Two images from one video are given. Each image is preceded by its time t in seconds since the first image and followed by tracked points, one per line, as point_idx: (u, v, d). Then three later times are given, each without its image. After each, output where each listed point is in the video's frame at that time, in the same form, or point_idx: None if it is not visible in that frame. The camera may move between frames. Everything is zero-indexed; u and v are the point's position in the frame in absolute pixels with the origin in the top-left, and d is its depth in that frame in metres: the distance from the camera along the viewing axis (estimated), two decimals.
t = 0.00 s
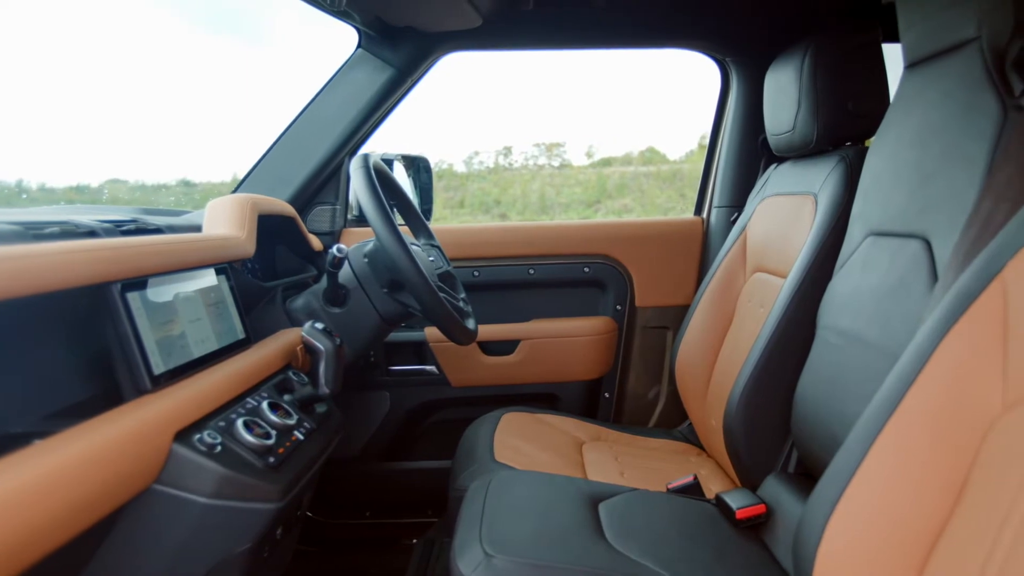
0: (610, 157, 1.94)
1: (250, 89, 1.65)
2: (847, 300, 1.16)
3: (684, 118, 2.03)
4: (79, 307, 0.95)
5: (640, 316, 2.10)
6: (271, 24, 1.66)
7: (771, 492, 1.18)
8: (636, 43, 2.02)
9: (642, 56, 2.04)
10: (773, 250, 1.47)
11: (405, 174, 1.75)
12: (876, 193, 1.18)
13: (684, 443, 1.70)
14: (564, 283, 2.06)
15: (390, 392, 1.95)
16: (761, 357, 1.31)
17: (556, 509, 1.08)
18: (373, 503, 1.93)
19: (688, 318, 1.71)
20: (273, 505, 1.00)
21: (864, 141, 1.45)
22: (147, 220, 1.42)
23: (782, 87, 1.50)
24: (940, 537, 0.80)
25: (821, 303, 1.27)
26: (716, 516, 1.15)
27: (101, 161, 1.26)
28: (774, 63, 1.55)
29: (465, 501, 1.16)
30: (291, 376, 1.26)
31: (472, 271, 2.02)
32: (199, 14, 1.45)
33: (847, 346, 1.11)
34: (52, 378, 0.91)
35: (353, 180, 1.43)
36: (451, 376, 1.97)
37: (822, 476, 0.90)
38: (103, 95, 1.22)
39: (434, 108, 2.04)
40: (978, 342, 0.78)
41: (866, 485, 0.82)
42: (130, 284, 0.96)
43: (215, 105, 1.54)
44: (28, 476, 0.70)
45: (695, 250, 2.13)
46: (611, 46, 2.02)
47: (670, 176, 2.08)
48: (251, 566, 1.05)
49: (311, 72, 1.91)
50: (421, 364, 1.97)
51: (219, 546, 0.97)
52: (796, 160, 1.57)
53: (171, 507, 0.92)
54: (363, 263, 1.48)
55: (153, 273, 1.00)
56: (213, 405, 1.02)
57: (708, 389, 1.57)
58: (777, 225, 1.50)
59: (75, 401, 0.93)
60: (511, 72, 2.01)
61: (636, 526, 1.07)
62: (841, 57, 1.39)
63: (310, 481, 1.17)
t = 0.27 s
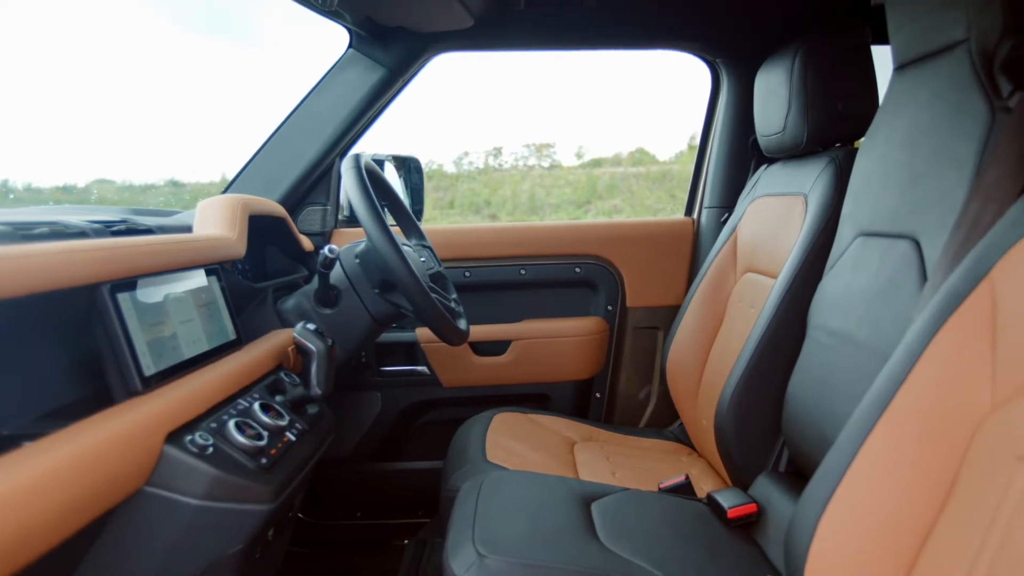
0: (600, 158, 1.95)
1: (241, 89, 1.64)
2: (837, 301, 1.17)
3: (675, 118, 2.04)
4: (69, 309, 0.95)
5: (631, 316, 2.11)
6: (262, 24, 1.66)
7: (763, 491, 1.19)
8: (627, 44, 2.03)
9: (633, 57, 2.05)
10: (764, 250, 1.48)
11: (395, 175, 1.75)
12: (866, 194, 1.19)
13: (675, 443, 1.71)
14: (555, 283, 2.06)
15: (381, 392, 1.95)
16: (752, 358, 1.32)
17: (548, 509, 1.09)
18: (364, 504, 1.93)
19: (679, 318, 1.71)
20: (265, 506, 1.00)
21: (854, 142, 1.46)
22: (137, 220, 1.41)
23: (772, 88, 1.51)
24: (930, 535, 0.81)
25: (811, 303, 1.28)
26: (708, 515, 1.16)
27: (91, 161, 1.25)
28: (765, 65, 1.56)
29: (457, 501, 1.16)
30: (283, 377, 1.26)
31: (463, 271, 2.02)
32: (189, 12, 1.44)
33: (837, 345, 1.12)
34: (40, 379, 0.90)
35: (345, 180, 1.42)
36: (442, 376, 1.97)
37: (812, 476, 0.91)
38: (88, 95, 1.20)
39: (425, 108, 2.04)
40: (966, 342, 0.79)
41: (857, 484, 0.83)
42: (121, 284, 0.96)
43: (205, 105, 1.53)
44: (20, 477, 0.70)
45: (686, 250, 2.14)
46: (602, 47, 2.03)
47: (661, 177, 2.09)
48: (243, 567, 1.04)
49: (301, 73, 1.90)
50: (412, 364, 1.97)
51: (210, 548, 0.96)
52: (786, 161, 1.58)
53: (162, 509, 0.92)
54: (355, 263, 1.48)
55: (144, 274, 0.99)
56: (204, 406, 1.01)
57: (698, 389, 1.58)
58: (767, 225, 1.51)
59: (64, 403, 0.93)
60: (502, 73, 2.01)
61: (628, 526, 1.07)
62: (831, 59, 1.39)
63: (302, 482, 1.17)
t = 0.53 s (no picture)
0: (587, 159, 1.95)
1: (230, 89, 1.64)
2: (825, 301, 1.18)
3: (663, 119, 2.05)
4: (58, 310, 0.94)
5: (620, 316, 2.12)
6: (251, 24, 1.65)
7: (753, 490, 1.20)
8: (616, 45, 2.03)
9: (622, 58, 2.06)
10: (753, 251, 1.49)
11: (385, 176, 1.74)
12: (854, 195, 1.20)
13: (665, 442, 1.72)
14: (545, 284, 2.07)
15: (371, 393, 1.95)
16: (741, 357, 1.33)
17: (539, 509, 1.09)
18: (354, 505, 1.92)
19: (668, 318, 1.72)
20: (256, 508, 1.00)
21: (841, 144, 1.47)
22: (125, 221, 1.40)
23: (761, 89, 1.52)
24: (917, 533, 0.82)
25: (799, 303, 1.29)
26: (699, 514, 1.17)
27: (79, 161, 1.24)
28: (753, 66, 1.57)
29: (448, 502, 1.16)
30: (273, 378, 1.25)
31: (453, 271, 2.03)
32: (177, 11, 1.43)
33: (826, 345, 1.13)
34: (28, 381, 0.89)
35: (335, 180, 1.42)
36: (432, 377, 1.97)
37: (802, 475, 0.91)
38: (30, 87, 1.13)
39: (414, 108, 2.03)
40: (953, 341, 0.80)
41: (846, 482, 0.84)
42: (110, 286, 0.95)
43: (194, 105, 1.53)
44: (11, 479, 0.69)
45: (675, 251, 2.15)
46: (591, 48, 2.03)
47: (648, 177, 2.09)
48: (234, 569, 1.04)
49: (290, 73, 1.89)
50: (402, 365, 1.97)
51: (199, 550, 0.96)
52: (774, 162, 1.59)
53: (152, 511, 0.91)
54: (345, 264, 1.48)
55: (133, 274, 0.99)
56: (195, 407, 1.01)
57: (688, 389, 1.58)
58: (756, 226, 1.52)
59: (53, 404, 0.92)
60: (491, 73, 2.01)
61: (619, 526, 1.07)
62: (819, 61, 1.41)
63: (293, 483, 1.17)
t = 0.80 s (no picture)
0: (576, 159, 1.96)
1: (219, 89, 1.63)
2: (814, 301, 1.19)
3: (652, 120, 2.06)
4: (46, 311, 0.94)
5: (610, 317, 2.13)
6: (240, 24, 1.65)
7: (742, 490, 1.21)
8: (605, 46, 2.04)
9: (611, 60, 2.07)
10: (742, 251, 1.50)
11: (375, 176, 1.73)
12: (842, 196, 1.21)
13: (655, 442, 1.73)
14: (535, 284, 2.07)
15: (361, 394, 1.94)
16: (731, 357, 1.33)
17: (531, 508, 1.09)
18: (344, 506, 1.91)
19: (658, 318, 1.73)
20: (246, 509, 0.99)
21: (829, 145, 1.49)
22: (113, 221, 1.39)
23: (749, 91, 1.53)
24: (906, 532, 0.83)
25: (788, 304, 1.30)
26: (689, 513, 1.17)
27: (66, 161, 1.23)
28: (741, 68, 1.59)
29: (440, 502, 1.16)
30: (263, 379, 1.25)
31: (443, 272, 2.02)
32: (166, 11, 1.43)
33: (815, 345, 1.14)
34: (17, 383, 0.89)
35: (325, 181, 1.42)
36: (422, 377, 1.97)
37: (793, 473, 0.91)
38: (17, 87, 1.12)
39: (403, 109, 2.03)
40: (941, 340, 0.81)
41: (836, 481, 0.84)
42: (99, 286, 0.95)
43: (182, 105, 1.52)
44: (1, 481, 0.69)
45: (664, 251, 2.16)
46: (581, 49, 2.04)
47: (636, 178, 2.10)
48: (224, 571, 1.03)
49: (279, 73, 1.89)
50: (392, 366, 1.96)
51: (190, 552, 0.95)
52: (763, 163, 1.60)
53: (142, 513, 0.91)
54: (335, 265, 1.48)
55: (122, 275, 0.98)
56: (185, 408, 1.01)
57: (677, 389, 1.59)
58: (745, 226, 1.53)
59: (42, 406, 0.92)
60: (481, 74, 2.01)
61: (610, 525, 1.08)
62: (807, 63, 1.42)
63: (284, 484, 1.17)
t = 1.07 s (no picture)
0: (566, 160, 1.96)
1: (208, 89, 1.63)
2: (804, 301, 1.20)
3: (642, 121, 2.07)
4: (35, 311, 0.93)
5: (601, 317, 2.13)
6: (230, 24, 1.64)
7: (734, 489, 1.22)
8: (596, 47, 2.05)
9: (601, 61, 2.07)
10: (732, 252, 1.51)
11: (366, 177, 1.74)
12: (832, 197, 1.22)
13: (646, 442, 1.73)
14: (526, 285, 2.07)
15: (352, 395, 1.94)
16: (722, 357, 1.34)
17: (524, 508, 1.09)
18: (335, 507, 1.91)
19: (649, 318, 1.73)
20: (239, 511, 0.99)
21: (818, 146, 1.50)
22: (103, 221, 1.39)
23: (740, 92, 1.54)
24: (896, 531, 0.83)
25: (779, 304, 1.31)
26: (681, 512, 1.18)
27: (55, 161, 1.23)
28: (731, 69, 1.59)
29: (433, 502, 1.16)
30: (254, 379, 1.25)
31: (434, 272, 2.02)
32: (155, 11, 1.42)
33: (805, 345, 1.15)
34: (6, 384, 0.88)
35: (317, 181, 1.41)
36: (413, 378, 1.97)
37: (783, 473, 0.92)
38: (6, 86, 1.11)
39: (394, 109, 2.03)
40: (930, 340, 0.81)
41: (828, 480, 0.85)
42: (90, 287, 0.94)
43: (172, 105, 1.51)
44: None
45: (655, 252, 2.17)
46: (571, 50, 2.04)
47: (626, 179, 2.10)
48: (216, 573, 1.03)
49: (269, 73, 1.88)
50: (383, 366, 1.96)
51: (182, 554, 0.95)
52: (753, 164, 1.61)
53: (133, 515, 0.90)
54: (326, 265, 1.47)
55: (112, 276, 0.98)
56: (176, 409, 1.00)
57: (668, 389, 1.60)
58: (736, 227, 1.54)
59: (31, 408, 0.91)
60: (471, 75, 2.01)
61: (603, 525, 1.08)
62: (797, 64, 1.43)
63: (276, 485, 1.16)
